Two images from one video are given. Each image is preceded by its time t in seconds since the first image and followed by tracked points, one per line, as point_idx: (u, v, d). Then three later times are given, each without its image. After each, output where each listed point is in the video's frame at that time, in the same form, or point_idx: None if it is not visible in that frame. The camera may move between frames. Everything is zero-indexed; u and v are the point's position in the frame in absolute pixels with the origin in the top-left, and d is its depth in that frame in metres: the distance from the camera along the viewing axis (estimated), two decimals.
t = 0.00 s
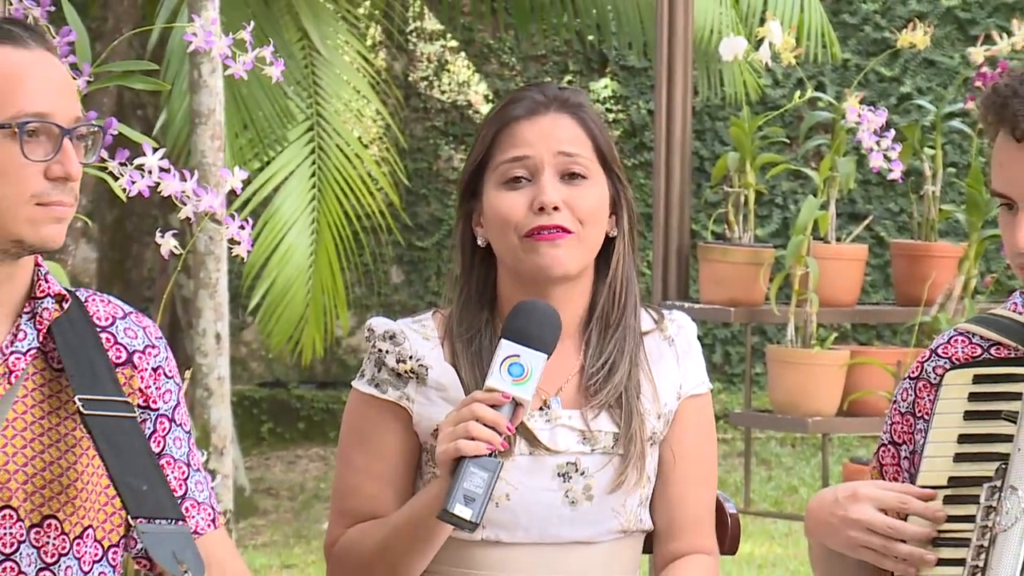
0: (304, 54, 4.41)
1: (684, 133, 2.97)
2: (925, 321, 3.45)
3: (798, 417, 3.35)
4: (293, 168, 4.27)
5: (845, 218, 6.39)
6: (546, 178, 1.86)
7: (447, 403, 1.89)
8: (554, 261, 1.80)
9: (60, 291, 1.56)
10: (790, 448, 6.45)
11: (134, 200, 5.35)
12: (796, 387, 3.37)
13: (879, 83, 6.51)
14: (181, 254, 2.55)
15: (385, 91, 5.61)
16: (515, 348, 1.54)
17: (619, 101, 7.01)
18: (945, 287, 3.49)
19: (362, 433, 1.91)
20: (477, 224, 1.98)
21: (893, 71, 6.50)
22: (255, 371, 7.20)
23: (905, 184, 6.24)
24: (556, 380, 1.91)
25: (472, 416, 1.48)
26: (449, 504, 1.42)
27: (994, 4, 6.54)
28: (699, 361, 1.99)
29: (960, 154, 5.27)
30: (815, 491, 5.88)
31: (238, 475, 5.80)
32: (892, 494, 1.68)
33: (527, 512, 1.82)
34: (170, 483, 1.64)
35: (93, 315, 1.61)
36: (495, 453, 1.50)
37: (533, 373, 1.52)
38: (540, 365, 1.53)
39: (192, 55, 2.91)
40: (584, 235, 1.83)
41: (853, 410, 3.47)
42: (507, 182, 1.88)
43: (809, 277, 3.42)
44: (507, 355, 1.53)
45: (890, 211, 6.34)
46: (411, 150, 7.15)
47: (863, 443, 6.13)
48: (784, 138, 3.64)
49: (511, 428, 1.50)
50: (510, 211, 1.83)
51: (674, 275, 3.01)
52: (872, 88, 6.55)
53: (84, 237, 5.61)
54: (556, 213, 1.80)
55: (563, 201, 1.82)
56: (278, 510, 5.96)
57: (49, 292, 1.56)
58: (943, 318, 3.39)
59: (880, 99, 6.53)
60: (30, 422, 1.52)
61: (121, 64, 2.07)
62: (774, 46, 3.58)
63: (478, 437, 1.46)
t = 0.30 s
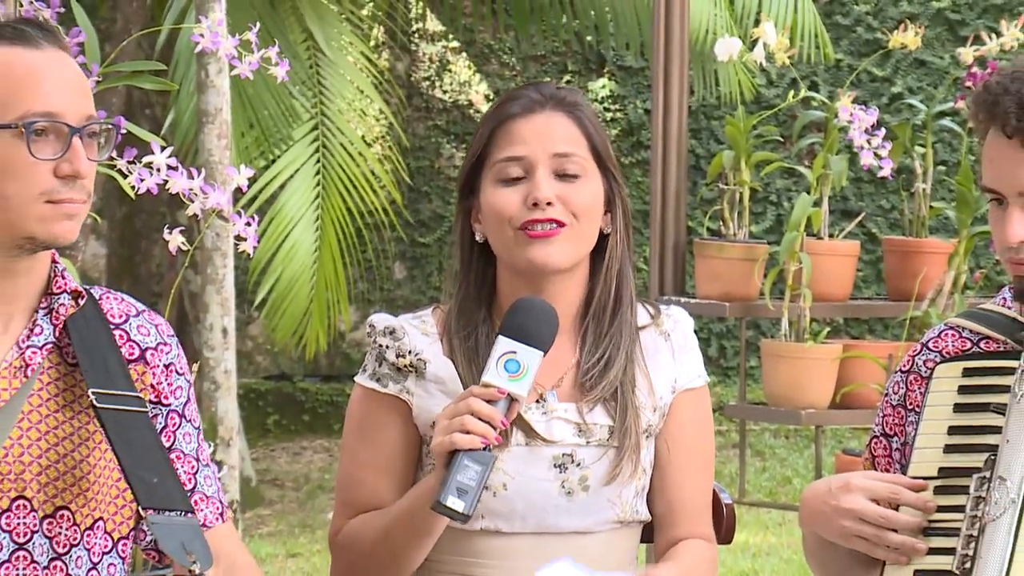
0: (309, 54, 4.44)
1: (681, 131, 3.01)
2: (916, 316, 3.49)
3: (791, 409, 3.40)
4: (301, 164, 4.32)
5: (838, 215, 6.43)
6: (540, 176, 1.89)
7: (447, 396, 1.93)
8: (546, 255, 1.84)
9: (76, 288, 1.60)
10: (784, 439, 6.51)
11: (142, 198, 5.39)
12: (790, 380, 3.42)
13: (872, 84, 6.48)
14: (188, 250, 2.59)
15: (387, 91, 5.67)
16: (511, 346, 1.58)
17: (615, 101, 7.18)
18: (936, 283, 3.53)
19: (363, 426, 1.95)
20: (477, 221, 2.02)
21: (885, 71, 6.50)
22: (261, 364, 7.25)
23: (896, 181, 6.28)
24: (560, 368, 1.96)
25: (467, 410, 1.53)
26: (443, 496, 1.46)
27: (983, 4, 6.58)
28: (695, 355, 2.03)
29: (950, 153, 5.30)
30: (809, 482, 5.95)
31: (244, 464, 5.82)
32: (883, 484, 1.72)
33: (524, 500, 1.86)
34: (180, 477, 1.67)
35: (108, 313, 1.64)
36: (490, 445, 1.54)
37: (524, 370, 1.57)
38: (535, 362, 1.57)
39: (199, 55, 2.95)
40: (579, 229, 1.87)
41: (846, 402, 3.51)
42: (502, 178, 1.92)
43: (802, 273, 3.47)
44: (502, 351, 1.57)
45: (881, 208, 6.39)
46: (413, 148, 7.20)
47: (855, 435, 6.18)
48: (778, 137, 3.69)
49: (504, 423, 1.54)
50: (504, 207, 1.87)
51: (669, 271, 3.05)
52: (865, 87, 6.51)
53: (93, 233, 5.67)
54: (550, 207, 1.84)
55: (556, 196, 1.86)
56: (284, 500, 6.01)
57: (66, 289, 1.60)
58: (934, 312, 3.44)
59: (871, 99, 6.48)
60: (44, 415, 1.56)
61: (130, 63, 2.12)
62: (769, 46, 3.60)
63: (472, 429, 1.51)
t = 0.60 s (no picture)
0: (313, 54, 4.48)
1: (678, 129, 3.07)
2: (906, 309, 3.56)
3: (785, 400, 3.45)
4: (305, 162, 4.35)
5: (830, 212, 6.48)
6: (530, 162, 1.95)
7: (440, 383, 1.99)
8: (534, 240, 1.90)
9: (93, 284, 1.66)
10: (778, 430, 6.52)
11: (152, 194, 5.45)
12: (783, 372, 3.46)
13: (863, 82, 6.57)
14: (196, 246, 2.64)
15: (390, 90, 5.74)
16: (494, 311, 1.62)
17: (613, 99, 7.22)
18: (926, 277, 3.57)
19: (361, 414, 2.00)
20: (469, 209, 2.06)
21: (876, 71, 6.56)
22: (266, 358, 7.24)
23: (886, 178, 6.35)
24: (538, 361, 2.02)
25: (453, 375, 1.58)
26: (430, 458, 1.50)
27: (971, 6, 6.63)
28: (683, 338, 2.10)
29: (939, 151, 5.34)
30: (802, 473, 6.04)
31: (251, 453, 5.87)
32: (881, 455, 1.77)
33: (518, 481, 1.94)
34: (192, 468, 1.72)
35: (123, 310, 1.70)
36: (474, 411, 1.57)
37: (508, 337, 1.61)
38: (519, 330, 1.61)
39: (207, 55, 3.00)
40: (567, 216, 1.93)
41: (838, 394, 3.56)
42: (494, 164, 1.98)
43: (795, 267, 3.50)
44: (486, 317, 1.62)
45: (873, 204, 6.44)
46: (415, 146, 7.25)
47: (847, 426, 6.25)
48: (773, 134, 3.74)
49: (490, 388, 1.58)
50: (494, 190, 1.94)
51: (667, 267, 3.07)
52: (855, 87, 6.62)
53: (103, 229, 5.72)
54: (537, 190, 1.91)
55: (544, 180, 1.93)
56: (289, 490, 6.09)
57: (83, 285, 1.65)
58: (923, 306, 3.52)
59: (862, 98, 6.60)
60: (61, 409, 1.62)
61: (140, 64, 2.16)
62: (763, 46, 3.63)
63: (457, 394, 1.55)
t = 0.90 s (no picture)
0: (319, 58, 4.53)
1: (675, 127, 3.11)
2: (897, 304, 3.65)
3: (778, 393, 3.48)
4: (310, 161, 4.43)
5: (822, 210, 6.45)
6: (523, 158, 2.01)
7: (445, 372, 2.03)
8: (537, 233, 1.94)
9: (103, 281, 1.73)
10: (771, 423, 6.25)
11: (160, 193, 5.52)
12: (778, 365, 3.51)
13: (854, 84, 6.45)
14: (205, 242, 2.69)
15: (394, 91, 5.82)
16: (512, 308, 1.68)
17: (611, 100, 7.23)
18: (916, 273, 3.65)
19: (371, 408, 2.05)
20: (459, 216, 2.11)
21: (867, 72, 6.44)
22: (273, 351, 7.14)
23: (877, 176, 6.34)
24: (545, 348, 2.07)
25: (474, 371, 1.61)
26: (459, 453, 1.54)
27: (960, 9, 6.64)
28: (677, 330, 2.15)
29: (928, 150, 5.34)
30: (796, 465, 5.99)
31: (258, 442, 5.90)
32: (870, 441, 1.83)
33: (523, 468, 1.98)
34: (199, 460, 1.79)
35: (132, 306, 1.78)
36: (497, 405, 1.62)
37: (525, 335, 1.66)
38: (534, 325, 1.67)
39: (215, 56, 3.04)
40: (564, 205, 1.98)
41: (829, 388, 3.61)
42: (485, 166, 2.02)
43: (789, 263, 3.57)
44: (504, 314, 1.67)
45: (863, 203, 6.46)
46: (417, 145, 7.32)
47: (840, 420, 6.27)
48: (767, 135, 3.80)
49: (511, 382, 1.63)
50: (491, 191, 1.97)
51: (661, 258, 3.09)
52: (847, 88, 6.49)
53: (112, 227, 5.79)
54: (536, 185, 1.95)
55: (542, 174, 1.97)
56: (295, 481, 6.13)
57: (93, 283, 1.73)
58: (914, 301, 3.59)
59: (854, 99, 6.45)
60: (74, 405, 1.70)
61: (149, 65, 2.21)
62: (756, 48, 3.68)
63: (481, 390, 1.59)
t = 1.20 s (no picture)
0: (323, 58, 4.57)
1: (671, 128, 3.29)
2: (886, 298, 3.79)
3: (771, 384, 3.69)
4: (315, 159, 4.50)
5: (814, 206, 6.72)
6: (512, 157, 2.04)
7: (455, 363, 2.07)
8: (539, 225, 1.98)
9: (108, 275, 1.79)
10: (764, 415, 6.76)
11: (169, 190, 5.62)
12: (771, 358, 3.70)
13: (846, 83, 6.96)
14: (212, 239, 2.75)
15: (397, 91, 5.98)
16: (523, 294, 1.71)
17: (609, 100, 7.59)
18: (906, 268, 3.83)
19: (380, 394, 2.09)
20: (464, 222, 2.16)
21: (859, 72, 6.94)
22: (278, 345, 7.21)
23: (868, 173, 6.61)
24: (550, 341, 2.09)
25: (487, 355, 1.66)
26: (473, 433, 1.60)
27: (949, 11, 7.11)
28: (677, 328, 2.19)
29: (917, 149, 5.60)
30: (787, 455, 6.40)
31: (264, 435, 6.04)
32: (879, 431, 1.84)
33: (530, 458, 2.01)
34: (206, 449, 1.84)
35: (138, 298, 1.83)
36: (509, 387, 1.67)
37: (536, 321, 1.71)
38: (544, 311, 1.71)
39: (223, 57, 3.11)
40: (559, 193, 2.02)
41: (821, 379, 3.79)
42: (478, 170, 2.07)
43: (782, 259, 3.71)
44: (515, 300, 1.71)
45: (855, 199, 6.72)
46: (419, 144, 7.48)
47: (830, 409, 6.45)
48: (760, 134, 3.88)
49: (522, 365, 1.68)
50: (490, 193, 2.02)
51: (659, 256, 3.31)
52: (839, 87, 6.99)
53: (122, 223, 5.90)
54: (529, 180, 1.99)
55: (533, 169, 2.01)
56: (301, 470, 6.26)
57: (99, 276, 1.78)
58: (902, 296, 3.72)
59: (846, 97, 6.96)
60: (80, 395, 1.75)
61: (159, 65, 2.25)
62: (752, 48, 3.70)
63: (494, 371, 1.64)
